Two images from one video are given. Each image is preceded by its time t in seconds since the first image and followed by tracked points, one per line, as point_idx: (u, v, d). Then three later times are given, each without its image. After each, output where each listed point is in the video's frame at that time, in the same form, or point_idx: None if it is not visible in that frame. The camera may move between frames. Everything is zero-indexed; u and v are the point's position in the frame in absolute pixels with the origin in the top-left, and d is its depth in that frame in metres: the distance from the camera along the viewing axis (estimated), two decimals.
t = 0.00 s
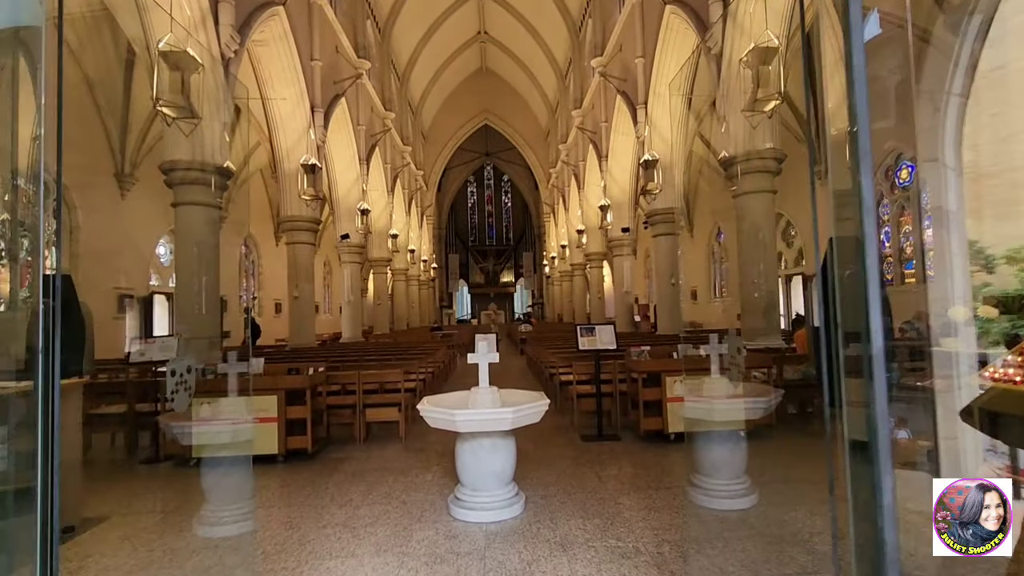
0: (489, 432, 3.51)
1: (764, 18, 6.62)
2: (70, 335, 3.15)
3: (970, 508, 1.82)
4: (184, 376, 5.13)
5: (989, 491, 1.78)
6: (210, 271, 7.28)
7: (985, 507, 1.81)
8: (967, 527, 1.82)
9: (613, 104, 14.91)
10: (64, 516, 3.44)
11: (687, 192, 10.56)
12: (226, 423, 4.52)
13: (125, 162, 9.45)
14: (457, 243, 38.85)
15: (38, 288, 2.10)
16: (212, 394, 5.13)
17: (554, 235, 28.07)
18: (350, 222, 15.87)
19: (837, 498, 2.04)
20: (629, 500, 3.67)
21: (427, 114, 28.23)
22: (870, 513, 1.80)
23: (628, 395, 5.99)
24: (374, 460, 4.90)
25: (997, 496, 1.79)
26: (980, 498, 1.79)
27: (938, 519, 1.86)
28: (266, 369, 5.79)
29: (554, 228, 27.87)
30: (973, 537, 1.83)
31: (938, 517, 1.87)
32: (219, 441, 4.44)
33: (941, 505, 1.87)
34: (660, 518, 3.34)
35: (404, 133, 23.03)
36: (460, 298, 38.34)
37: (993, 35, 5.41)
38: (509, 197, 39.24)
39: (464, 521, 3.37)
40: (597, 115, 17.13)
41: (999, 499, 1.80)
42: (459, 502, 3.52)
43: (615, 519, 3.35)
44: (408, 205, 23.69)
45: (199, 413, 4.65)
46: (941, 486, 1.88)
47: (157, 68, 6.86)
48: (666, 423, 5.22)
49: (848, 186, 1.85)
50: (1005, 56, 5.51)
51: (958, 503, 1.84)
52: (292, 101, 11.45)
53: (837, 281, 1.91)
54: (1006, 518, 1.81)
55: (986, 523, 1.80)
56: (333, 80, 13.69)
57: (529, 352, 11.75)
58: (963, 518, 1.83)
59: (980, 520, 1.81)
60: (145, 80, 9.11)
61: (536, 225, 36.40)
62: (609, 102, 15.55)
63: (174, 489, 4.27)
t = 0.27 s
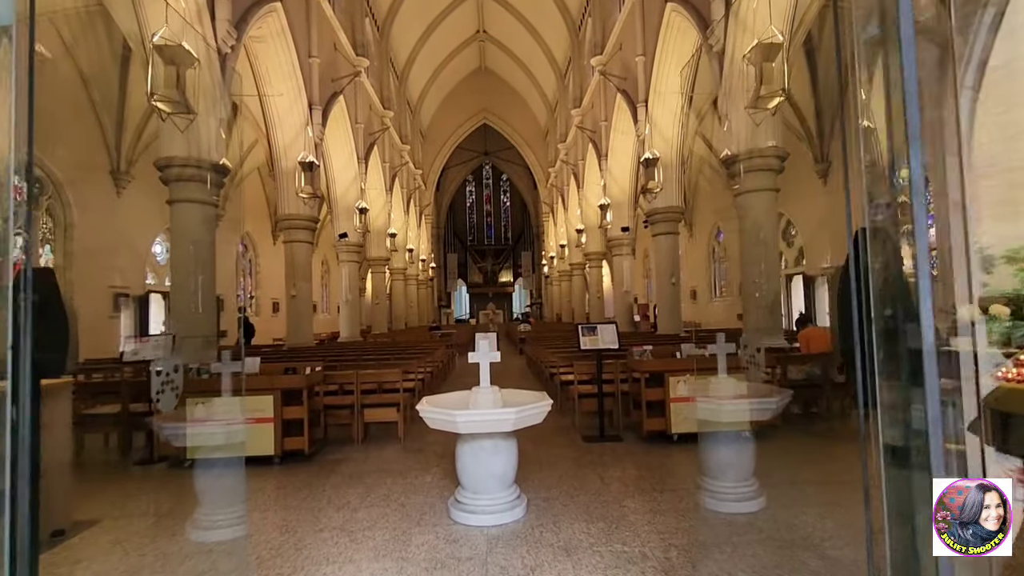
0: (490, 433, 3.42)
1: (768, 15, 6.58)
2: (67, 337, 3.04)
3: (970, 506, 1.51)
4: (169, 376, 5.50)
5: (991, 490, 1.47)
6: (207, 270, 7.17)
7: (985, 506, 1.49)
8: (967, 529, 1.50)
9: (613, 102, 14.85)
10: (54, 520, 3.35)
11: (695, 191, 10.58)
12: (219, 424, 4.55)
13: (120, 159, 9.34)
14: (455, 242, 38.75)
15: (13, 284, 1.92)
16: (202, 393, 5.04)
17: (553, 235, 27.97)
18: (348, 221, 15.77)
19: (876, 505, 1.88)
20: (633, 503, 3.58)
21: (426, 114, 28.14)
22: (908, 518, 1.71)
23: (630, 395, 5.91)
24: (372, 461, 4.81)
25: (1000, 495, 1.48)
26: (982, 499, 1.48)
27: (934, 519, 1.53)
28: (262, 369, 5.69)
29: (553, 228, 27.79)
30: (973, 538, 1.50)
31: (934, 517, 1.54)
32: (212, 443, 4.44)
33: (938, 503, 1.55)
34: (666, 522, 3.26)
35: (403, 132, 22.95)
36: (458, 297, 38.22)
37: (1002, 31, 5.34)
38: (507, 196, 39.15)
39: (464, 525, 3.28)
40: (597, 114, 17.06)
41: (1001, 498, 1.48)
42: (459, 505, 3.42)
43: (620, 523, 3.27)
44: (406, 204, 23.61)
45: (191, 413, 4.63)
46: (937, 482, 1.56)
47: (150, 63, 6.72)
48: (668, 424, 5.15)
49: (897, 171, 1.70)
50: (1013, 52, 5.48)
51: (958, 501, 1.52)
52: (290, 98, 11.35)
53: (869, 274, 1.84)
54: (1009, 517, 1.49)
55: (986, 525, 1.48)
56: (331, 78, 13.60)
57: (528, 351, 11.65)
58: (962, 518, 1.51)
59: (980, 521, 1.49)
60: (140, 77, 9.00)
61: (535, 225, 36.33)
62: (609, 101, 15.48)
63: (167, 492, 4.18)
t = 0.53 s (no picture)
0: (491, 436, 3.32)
1: (771, 11, 6.49)
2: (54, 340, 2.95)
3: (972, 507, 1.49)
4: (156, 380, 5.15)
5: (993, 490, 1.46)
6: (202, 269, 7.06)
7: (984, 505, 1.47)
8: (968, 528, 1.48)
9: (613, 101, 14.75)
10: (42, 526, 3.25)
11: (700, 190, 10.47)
12: (213, 426, 4.47)
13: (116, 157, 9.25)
14: (453, 242, 38.63)
15: None
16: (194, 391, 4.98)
17: (551, 234, 27.89)
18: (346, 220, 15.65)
19: (917, 514, 1.73)
20: (638, 507, 3.49)
21: (424, 113, 28.00)
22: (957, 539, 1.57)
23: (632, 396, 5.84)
24: (370, 464, 4.71)
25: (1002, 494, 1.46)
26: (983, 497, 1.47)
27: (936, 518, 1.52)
28: (258, 370, 5.59)
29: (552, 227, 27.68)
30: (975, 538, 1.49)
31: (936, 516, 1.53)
32: (205, 446, 4.32)
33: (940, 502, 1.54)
34: (673, 527, 3.17)
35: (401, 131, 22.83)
36: (456, 297, 38.11)
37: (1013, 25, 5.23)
38: (505, 196, 39.02)
39: (465, 530, 3.19)
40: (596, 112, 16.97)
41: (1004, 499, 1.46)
42: (460, 509, 3.33)
43: (626, 528, 3.18)
44: (404, 203, 23.50)
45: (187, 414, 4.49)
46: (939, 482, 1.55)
47: (145, 56, 6.58)
48: (672, 425, 5.08)
49: (961, 153, 1.56)
50: None
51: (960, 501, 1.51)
52: (287, 95, 11.21)
53: (911, 273, 1.67)
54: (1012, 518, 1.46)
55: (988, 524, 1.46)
56: (328, 75, 13.47)
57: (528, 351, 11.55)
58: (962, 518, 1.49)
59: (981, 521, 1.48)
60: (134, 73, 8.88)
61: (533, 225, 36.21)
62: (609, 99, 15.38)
63: (159, 496, 4.08)
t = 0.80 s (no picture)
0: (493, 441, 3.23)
1: (775, 8, 6.41)
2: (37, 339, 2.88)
3: (970, 508, 1.95)
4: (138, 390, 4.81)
5: (988, 491, 1.92)
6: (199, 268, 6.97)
7: (985, 507, 1.93)
8: (966, 526, 1.94)
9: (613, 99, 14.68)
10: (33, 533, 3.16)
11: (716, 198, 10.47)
12: (208, 429, 4.59)
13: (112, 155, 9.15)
14: (453, 241, 38.55)
15: None
16: (190, 396, 4.75)
17: (551, 233, 27.82)
18: (345, 219, 15.56)
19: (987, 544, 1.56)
20: (644, 513, 3.41)
21: (423, 111, 27.92)
22: None
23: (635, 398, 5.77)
24: (369, 468, 4.62)
25: (997, 497, 1.92)
26: (979, 498, 1.93)
27: (938, 519, 1.99)
28: (254, 371, 5.51)
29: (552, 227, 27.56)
30: (973, 537, 1.94)
31: (940, 518, 1.99)
32: (199, 452, 4.45)
33: (943, 506, 2.00)
34: (681, 535, 3.08)
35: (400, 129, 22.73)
36: (455, 296, 38.00)
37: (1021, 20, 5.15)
38: (505, 195, 38.96)
39: (467, 537, 3.11)
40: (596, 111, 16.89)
41: (999, 500, 1.92)
42: (461, 515, 3.26)
43: (631, 535, 3.10)
44: (403, 202, 23.41)
45: (183, 418, 4.65)
46: (943, 487, 2.01)
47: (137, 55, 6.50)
48: (676, 428, 5.00)
49: None
50: None
51: (959, 504, 1.97)
52: (285, 92, 11.10)
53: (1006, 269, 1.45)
54: (1006, 518, 1.92)
55: (987, 524, 1.92)
56: (327, 73, 13.38)
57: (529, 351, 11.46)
58: (962, 518, 1.95)
59: (980, 520, 1.93)
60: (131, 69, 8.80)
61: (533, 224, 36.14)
62: (609, 97, 15.31)
63: (154, 500, 3.99)
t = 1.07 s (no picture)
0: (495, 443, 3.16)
1: (779, 3, 6.34)
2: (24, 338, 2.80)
3: (970, 508, 1.93)
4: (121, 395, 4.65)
5: (989, 492, 1.88)
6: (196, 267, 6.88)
7: (985, 507, 1.90)
8: (967, 527, 1.93)
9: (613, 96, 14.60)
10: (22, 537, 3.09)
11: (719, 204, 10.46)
12: (206, 431, 4.56)
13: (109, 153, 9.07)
14: (452, 239, 38.45)
15: None
16: (188, 396, 4.66)
17: (551, 232, 27.75)
18: (344, 217, 15.48)
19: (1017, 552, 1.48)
20: (649, 516, 3.33)
21: (422, 109, 27.83)
22: None
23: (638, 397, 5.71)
24: (368, 469, 4.55)
25: (998, 497, 1.88)
26: (980, 499, 1.90)
27: (939, 519, 1.99)
28: (251, 371, 5.43)
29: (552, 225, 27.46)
30: (973, 537, 1.94)
31: (941, 518, 1.98)
32: (194, 451, 4.50)
33: (943, 506, 1.99)
34: (687, 540, 3.01)
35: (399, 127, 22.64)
36: (455, 295, 37.90)
37: None
38: (505, 193, 38.86)
39: (468, 541, 3.04)
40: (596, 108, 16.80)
41: (1000, 499, 1.88)
42: (461, 519, 3.19)
43: (636, 539, 3.02)
44: (402, 201, 23.30)
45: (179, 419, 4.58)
46: (942, 487, 1.99)
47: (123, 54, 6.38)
48: (679, 428, 4.93)
49: None
50: None
51: (959, 503, 1.96)
52: (283, 89, 11.01)
53: None
54: (1008, 518, 1.88)
55: (988, 524, 1.89)
56: (326, 70, 13.28)
57: (529, 350, 11.38)
58: (962, 518, 1.94)
59: (980, 521, 1.91)
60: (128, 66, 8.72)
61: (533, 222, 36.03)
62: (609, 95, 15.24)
63: (149, 503, 3.91)
